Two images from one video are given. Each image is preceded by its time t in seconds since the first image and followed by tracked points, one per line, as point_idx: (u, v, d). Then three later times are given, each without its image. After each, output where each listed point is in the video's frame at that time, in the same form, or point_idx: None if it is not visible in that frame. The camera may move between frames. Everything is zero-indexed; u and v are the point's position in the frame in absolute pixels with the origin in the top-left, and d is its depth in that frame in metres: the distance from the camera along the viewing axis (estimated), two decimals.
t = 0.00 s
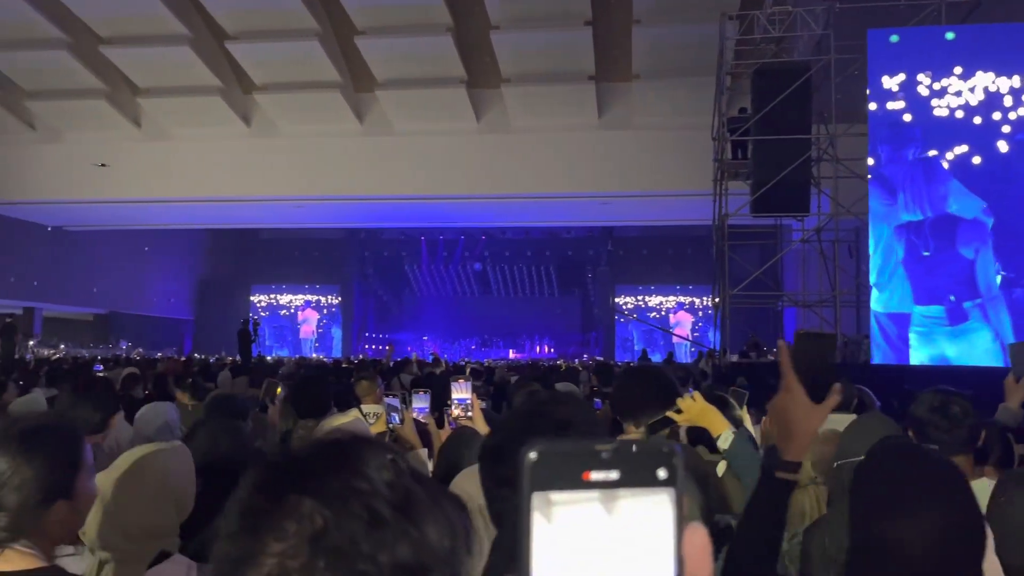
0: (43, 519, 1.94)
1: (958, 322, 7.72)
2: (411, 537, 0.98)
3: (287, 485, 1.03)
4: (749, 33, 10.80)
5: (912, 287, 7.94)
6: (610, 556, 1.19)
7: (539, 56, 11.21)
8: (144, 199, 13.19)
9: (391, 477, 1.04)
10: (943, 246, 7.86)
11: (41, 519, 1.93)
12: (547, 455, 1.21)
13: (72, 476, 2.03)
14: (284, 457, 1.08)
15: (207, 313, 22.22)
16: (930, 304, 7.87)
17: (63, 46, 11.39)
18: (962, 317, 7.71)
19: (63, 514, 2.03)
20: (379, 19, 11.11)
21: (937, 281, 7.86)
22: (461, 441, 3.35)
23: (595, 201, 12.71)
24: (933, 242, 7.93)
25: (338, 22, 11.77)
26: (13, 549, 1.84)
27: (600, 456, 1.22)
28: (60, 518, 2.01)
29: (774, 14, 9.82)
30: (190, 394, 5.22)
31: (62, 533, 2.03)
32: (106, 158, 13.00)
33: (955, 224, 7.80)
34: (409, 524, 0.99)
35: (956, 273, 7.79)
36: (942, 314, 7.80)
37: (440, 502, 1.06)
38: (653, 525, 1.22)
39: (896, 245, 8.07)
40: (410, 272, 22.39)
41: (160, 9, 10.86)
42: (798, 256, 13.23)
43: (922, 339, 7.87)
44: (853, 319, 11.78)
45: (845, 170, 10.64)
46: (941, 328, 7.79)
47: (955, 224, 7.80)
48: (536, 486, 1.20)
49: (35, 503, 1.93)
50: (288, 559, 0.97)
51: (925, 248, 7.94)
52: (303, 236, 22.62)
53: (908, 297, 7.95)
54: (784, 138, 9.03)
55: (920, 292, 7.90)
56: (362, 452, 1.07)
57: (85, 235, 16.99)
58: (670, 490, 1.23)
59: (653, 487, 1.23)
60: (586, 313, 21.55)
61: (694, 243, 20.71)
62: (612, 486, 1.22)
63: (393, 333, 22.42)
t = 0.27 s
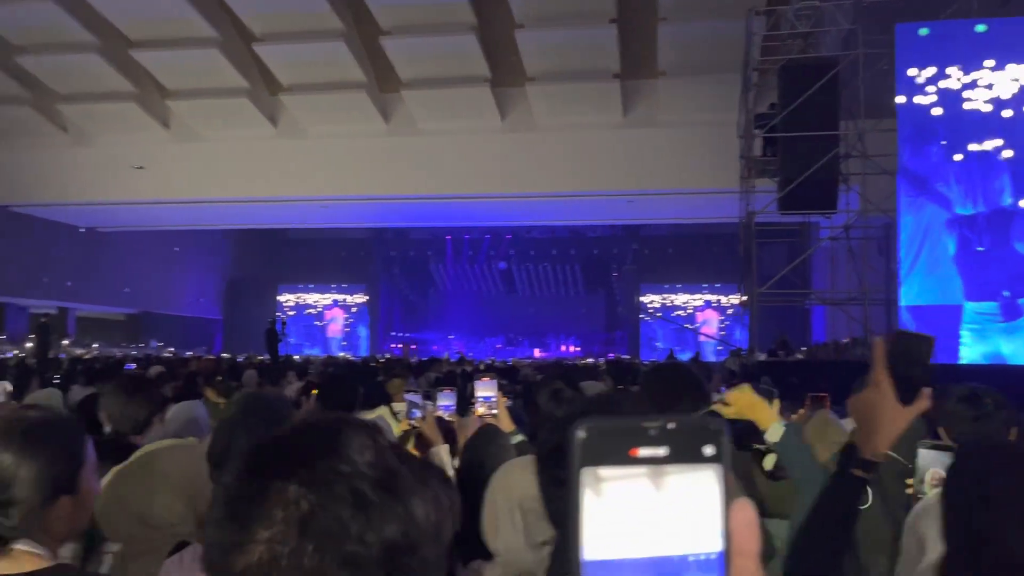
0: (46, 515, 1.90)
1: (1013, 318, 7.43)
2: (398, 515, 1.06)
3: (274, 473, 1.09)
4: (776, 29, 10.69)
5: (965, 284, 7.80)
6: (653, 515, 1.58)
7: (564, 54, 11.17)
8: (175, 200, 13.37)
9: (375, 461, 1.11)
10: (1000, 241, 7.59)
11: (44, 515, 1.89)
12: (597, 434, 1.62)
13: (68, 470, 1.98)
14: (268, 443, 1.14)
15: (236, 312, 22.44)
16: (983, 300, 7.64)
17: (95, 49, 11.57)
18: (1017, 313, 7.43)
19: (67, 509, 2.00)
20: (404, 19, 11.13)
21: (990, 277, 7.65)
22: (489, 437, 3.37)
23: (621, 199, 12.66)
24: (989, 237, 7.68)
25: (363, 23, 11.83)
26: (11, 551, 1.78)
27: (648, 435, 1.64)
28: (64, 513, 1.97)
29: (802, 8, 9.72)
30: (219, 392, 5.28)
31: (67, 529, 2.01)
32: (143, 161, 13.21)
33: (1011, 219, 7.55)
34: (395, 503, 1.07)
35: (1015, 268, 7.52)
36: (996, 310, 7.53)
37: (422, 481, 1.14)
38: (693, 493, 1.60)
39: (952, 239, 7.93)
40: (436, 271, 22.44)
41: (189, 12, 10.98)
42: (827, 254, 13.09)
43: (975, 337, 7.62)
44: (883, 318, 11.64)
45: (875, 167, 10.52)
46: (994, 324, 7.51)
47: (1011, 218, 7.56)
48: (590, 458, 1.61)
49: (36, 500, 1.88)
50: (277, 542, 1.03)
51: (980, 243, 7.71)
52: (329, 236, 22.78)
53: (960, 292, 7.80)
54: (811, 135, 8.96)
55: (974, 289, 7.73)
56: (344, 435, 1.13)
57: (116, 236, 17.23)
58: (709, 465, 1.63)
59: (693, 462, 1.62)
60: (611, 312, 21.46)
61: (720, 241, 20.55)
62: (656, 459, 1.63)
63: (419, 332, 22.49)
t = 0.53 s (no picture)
0: (42, 515, 2.01)
1: None
2: (332, 512, 0.94)
3: (195, 479, 0.98)
4: (783, 27, 10.66)
5: (998, 277, 7.60)
6: (708, 523, 1.29)
7: (570, 54, 11.17)
8: (184, 201, 13.41)
9: (303, 451, 0.98)
10: None
11: (39, 516, 2.01)
12: (641, 426, 1.29)
13: (65, 470, 2.05)
14: (191, 444, 1.03)
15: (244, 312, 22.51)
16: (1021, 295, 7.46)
17: (103, 51, 11.60)
18: None
19: (66, 507, 2.08)
20: (410, 19, 11.14)
21: None
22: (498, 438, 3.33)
23: (628, 199, 12.66)
24: None
25: (369, 24, 11.85)
26: (17, 554, 1.96)
27: (697, 426, 1.31)
28: (60, 513, 2.06)
29: (809, 7, 9.71)
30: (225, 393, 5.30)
31: (64, 527, 2.08)
32: (157, 163, 13.25)
33: None
34: (328, 497, 0.95)
35: None
36: None
37: (364, 460, 1.01)
38: (748, 494, 1.31)
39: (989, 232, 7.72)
40: (444, 271, 22.49)
41: (195, 13, 11.01)
42: (836, 252, 13.08)
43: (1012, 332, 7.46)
44: (892, 316, 11.61)
45: (884, 165, 10.44)
46: None
47: None
48: (636, 455, 1.29)
49: (33, 500, 2.00)
50: (208, 553, 0.94)
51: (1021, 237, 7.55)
52: (338, 236, 22.87)
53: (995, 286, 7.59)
54: (820, 132, 8.91)
55: (1010, 283, 7.53)
56: (265, 426, 1.00)
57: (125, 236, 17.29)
58: (765, 458, 1.33)
59: (749, 456, 1.33)
60: (619, 312, 21.47)
61: (729, 240, 20.53)
62: (707, 455, 1.31)
63: (427, 332, 22.52)
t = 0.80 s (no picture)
0: (32, 515, 2.01)
1: None
2: (277, 525, 0.92)
3: (147, 487, 0.97)
4: (778, 27, 10.70)
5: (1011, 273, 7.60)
6: (721, 514, 1.27)
7: (566, 54, 11.20)
8: (181, 201, 13.41)
9: (251, 455, 0.95)
10: None
11: (31, 516, 2.01)
12: (653, 420, 1.29)
13: (53, 467, 2.07)
14: (148, 446, 1.02)
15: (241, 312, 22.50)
16: None
17: (99, 51, 11.60)
18: None
19: (55, 508, 2.10)
20: (407, 19, 11.16)
21: None
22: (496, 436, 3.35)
23: (624, 198, 12.69)
24: None
25: (366, 24, 11.86)
26: (11, 555, 1.92)
27: (708, 419, 1.31)
28: (51, 512, 2.07)
29: (803, 7, 9.75)
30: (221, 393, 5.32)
31: (56, 527, 2.11)
32: (163, 164, 13.22)
33: None
34: (273, 508, 0.93)
35: None
36: None
37: (318, 457, 0.97)
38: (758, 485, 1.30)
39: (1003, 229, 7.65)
40: (440, 271, 22.51)
41: (192, 14, 11.02)
42: (831, 251, 13.13)
43: None
44: (888, 315, 11.67)
45: (878, 164, 10.51)
46: None
47: None
48: (648, 448, 1.29)
49: (22, 501, 2.01)
50: (163, 562, 0.93)
51: None
52: (334, 236, 22.87)
53: (1004, 279, 7.61)
54: (815, 132, 8.95)
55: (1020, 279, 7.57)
56: (215, 429, 0.98)
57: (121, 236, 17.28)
58: (776, 449, 1.32)
59: (758, 449, 1.32)
60: (615, 311, 21.53)
61: (725, 239, 20.58)
62: (717, 447, 1.31)
63: (424, 332, 22.54)
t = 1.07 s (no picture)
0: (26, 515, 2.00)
1: None
2: (236, 550, 0.84)
3: (116, 511, 0.91)
4: (773, 28, 10.72)
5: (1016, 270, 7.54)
6: (713, 512, 1.19)
7: (562, 55, 11.20)
8: (178, 203, 13.38)
9: (208, 474, 0.87)
10: None
11: (25, 517, 2.00)
12: (650, 415, 1.19)
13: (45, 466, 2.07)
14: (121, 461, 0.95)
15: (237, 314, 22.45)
16: None
17: (92, 52, 11.57)
18: None
19: (51, 510, 2.09)
20: (402, 21, 11.15)
21: None
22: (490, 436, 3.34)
23: (620, 199, 12.70)
24: None
25: (361, 25, 11.85)
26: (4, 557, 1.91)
27: (704, 414, 1.21)
28: (46, 514, 2.06)
29: (798, 8, 9.78)
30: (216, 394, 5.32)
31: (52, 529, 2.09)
32: (164, 166, 13.16)
33: None
34: (232, 531, 0.84)
35: None
36: None
37: (281, 468, 0.87)
38: (754, 485, 1.20)
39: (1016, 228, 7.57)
40: (437, 272, 22.52)
41: (186, 15, 11.00)
42: (827, 251, 13.16)
43: None
44: (884, 314, 11.70)
45: (873, 164, 10.52)
46: None
47: None
48: (642, 446, 1.19)
49: (17, 500, 2.00)
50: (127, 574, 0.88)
51: None
52: (330, 237, 22.85)
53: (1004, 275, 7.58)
54: (810, 132, 8.95)
55: None
56: (169, 450, 0.90)
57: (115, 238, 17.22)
58: (773, 443, 1.23)
59: (757, 443, 1.23)
60: (612, 311, 21.55)
61: (721, 239, 20.61)
62: (716, 443, 1.21)
63: (420, 333, 22.53)
